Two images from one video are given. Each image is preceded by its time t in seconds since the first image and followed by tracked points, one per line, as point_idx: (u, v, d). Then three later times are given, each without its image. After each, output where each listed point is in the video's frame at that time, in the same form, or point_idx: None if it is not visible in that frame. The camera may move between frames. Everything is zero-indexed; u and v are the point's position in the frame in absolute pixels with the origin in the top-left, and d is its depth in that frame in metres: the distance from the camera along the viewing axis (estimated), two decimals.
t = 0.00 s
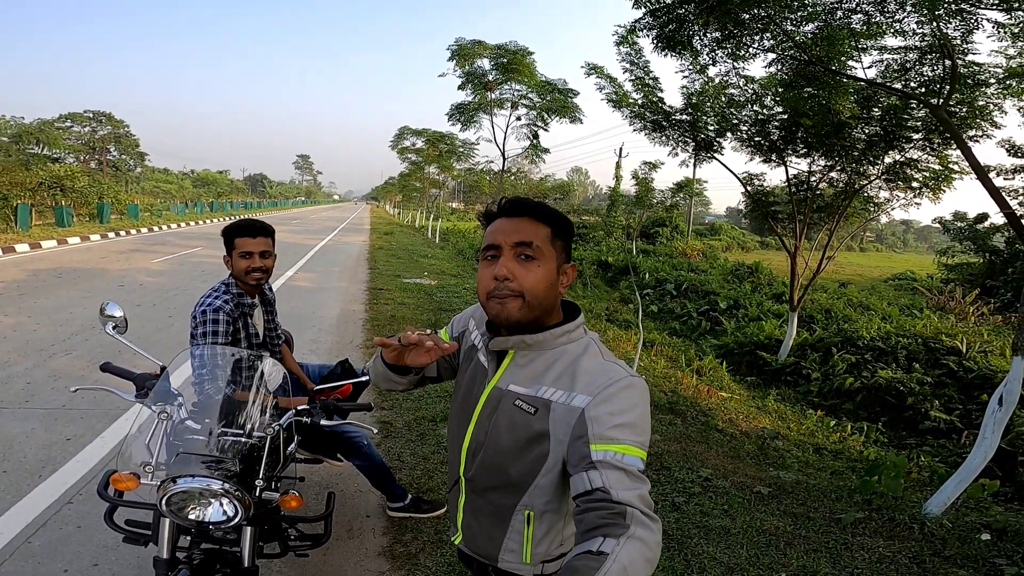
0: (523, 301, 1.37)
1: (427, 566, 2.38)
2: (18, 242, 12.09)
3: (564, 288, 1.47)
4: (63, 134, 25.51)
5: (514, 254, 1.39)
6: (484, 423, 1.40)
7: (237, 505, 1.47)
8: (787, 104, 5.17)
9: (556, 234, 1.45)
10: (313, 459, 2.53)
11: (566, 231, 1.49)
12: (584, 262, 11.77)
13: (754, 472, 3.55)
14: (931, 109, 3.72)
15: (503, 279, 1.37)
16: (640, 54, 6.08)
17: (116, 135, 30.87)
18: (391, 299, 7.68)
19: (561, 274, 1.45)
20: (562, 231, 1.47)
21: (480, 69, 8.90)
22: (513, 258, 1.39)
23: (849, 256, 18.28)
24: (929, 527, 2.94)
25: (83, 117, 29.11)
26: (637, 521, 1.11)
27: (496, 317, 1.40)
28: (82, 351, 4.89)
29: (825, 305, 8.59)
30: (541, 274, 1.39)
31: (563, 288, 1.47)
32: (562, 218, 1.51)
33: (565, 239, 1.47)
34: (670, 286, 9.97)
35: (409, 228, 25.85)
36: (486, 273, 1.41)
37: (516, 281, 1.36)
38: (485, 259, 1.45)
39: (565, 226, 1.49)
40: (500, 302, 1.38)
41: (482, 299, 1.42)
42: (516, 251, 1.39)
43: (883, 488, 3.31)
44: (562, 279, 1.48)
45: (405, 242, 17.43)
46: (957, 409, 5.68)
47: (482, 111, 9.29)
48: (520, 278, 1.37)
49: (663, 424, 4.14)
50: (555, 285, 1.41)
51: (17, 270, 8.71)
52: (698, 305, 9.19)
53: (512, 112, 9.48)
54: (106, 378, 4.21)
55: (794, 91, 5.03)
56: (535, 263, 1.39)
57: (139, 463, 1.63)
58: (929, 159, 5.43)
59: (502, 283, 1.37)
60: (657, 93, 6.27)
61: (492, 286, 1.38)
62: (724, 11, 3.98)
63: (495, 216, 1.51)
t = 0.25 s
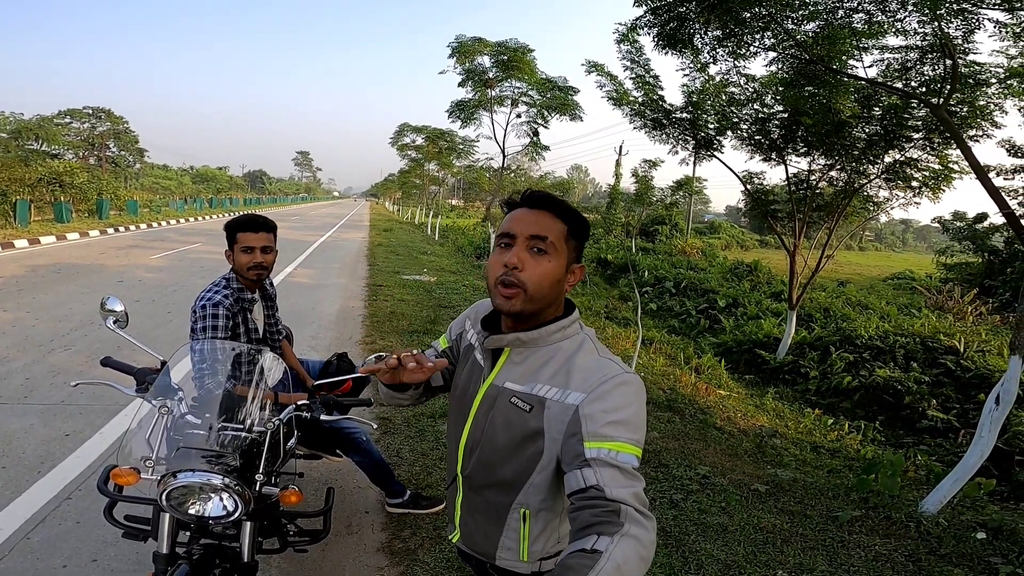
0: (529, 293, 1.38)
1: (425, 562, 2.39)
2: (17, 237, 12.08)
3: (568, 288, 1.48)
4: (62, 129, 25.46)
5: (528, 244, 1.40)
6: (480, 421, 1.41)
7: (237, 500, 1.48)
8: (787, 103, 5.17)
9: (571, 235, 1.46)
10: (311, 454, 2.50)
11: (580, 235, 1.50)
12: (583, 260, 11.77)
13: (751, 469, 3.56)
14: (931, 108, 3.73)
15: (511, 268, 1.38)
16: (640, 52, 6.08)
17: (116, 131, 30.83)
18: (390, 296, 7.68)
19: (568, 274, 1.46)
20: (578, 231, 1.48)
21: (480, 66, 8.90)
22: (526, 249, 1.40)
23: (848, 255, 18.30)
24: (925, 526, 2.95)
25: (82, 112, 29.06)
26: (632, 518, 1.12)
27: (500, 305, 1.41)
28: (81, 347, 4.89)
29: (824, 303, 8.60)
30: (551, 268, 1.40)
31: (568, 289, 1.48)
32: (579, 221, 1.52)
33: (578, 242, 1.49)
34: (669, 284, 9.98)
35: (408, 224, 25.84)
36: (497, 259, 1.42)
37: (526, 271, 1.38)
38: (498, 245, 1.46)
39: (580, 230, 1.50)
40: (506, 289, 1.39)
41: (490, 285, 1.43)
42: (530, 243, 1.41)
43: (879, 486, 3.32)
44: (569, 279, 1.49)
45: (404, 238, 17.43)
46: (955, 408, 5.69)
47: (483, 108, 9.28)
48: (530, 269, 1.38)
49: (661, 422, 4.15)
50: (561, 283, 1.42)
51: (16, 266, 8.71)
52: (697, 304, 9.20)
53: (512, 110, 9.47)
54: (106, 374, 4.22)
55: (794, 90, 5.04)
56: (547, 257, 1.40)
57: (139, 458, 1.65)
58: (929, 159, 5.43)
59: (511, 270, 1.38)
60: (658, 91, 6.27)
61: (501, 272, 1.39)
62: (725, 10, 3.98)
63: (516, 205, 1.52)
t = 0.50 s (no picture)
0: (482, 294, 1.45)
1: (428, 558, 2.40)
2: (19, 235, 12.10)
3: (539, 283, 1.43)
4: (64, 127, 25.48)
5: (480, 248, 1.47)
6: (485, 421, 1.45)
7: (244, 496, 1.49)
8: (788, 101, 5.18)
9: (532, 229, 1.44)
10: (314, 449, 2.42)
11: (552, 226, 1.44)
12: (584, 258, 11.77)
13: (753, 467, 3.57)
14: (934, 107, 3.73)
15: (474, 273, 1.47)
16: (642, 51, 6.07)
17: (117, 130, 30.87)
18: (392, 294, 7.69)
19: (531, 269, 1.42)
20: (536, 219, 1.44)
21: (481, 64, 8.90)
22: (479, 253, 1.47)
23: (849, 254, 18.29)
24: (925, 523, 2.97)
25: (84, 111, 29.07)
26: (636, 520, 1.14)
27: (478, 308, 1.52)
28: (83, 344, 4.90)
29: (825, 302, 8.60)
30: (499, 265, 1.43)
31: (538, 283, 1.43)
32: (552, 212, 1.45)
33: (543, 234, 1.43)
34: (670, 282, 9.99)
35: (409, 223, 25.84)
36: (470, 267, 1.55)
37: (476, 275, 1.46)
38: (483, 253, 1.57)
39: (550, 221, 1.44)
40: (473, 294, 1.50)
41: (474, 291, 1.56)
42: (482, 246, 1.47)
43: (880, 484, 3.33)
44: (541, 270, 1.43)
45: (405, 237, 17.43)
46: (955, 407, 5.70)
47: (484, 107, 9.29)
48: (479, 271, 1.45)
49: (662, 419, 4.16)
50: (512, 279, 1.41)
51: (18, 264, 8.72)
52: (697, 302, 9.21)
53: (513, 108, 9.48)
54: (109, 371, 4.23)
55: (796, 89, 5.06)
56: (494, 256, 1.44)
57: (145, 454, 1.67)
58: (930, 157, 5.43)
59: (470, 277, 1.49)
60: (659, 89, 6.28)
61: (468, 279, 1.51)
62: (727, 9, 3.99)
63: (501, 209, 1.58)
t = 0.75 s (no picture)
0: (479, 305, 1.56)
1: (438, 558, 2.41)
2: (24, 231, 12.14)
3: (513, 291, 1.45)
4: (68, 123, 25.53)
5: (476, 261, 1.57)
6: (498, 427, 1.49)
7: (260, 498, 1.49)
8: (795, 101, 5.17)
9: (500, 240, 1.46)
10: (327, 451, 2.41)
11: (517, 234, 1.44)
12: (587, 256, 11.77)
13: (759, 467, 3.57)
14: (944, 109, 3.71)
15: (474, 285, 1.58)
16: (648, 49, 6.06)
17: (121, 126, 30.90)
18: (396, 291, 7.70)
19: (502, 278, 1.45)
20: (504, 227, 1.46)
21: (486, 62, 8.88)
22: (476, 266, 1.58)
23: (852, 254, 18.26)
24: (933, 524, 2.96)
25: (87, 107, 29.10)
26: (661, 529, 1.12)
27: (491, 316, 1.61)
28: (88, 341, 4.91)
29: (829, 302, 8.58)
30: (480, 278, 1.51)
31: (513, 291, 1.45)
32: (520, 219, 1.44)
33: (508, 243, 1.43)
34: (673, 281, 9.98)
35: (412, 219, 25.85)
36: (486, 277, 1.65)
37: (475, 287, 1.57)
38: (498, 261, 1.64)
39: (515, 229, 1.44)
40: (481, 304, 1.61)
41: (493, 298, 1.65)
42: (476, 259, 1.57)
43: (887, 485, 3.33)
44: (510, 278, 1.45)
45: (407, 233, 17.44)
46: (960, 408, 5.70)
47: (488, 104, 9.28)
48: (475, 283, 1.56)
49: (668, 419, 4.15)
50: (488, 290, 1.48)
51: (22, 259, 8.73)
52: (701, 301, 9.21)
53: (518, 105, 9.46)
54: (115, 369, 4.24)
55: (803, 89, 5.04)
56: (479, 269, 1.53)
57: (161, 456, 1.67)
58: (938, 158, 5.41)
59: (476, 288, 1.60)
60: (665, 88, 6.27)
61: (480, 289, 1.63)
62: (738, 9, 3.98)
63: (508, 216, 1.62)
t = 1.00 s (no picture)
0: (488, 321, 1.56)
1: (448, 570, 2.38)
2: (26, 227, 12.11)
3: (515, 305, 1.44)
4: (70, 118, 25.49)
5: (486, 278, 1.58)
6: (499, 436, 1.49)
7: (274, 518, 1.47)
8: (805, 101, 5.13)
9: (501, 257, 1.47)
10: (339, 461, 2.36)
11: (516, 249, 1.43)
12: (590, 255, 11.73)
13: (768, 474, 3.54)
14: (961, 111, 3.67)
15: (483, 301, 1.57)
16: (656, 48, 6.01)
17: (124, 121, 30.88)
18: (400, 290, 7.67)
19: (504, 293, 1.45)
20: (504, 243, 1.46)
21: (492, 59, 8.83)
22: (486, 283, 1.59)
23: (856, 254, 18.20)
24: (944, 532, 2.93)
25: (90, 102, 29.05)
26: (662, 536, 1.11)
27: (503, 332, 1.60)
28: (90, 341, 4.88)
29: (834, 303, 8.54)
30: (486, 295, 1.52)
31: (515, 307, 1.44)
32: (520, 235, 1.45)
33: (508, 260, 1.44)
34: (677, 281, 9.94)
35: (414, 216, 25.82)
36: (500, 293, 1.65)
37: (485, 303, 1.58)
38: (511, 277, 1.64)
39: (514, 246, 1.43)
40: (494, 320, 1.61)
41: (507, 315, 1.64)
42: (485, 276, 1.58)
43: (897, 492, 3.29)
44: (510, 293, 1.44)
45: (410, 231, 17.44)
46: (966, 412, 5.67)
47: (493, 102, 9.23)
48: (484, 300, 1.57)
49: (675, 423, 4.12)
50: (492, 306, 1.49)
51: (24, 256, 8.70)
52: (704, 301, 9.17)
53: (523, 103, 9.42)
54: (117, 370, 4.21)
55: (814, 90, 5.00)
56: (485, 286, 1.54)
57: (170, 475, 1.63)
58: (947, 160, 5.37)
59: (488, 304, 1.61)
60: (672, 88, 6.23)
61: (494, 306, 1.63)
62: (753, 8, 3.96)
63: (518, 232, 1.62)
